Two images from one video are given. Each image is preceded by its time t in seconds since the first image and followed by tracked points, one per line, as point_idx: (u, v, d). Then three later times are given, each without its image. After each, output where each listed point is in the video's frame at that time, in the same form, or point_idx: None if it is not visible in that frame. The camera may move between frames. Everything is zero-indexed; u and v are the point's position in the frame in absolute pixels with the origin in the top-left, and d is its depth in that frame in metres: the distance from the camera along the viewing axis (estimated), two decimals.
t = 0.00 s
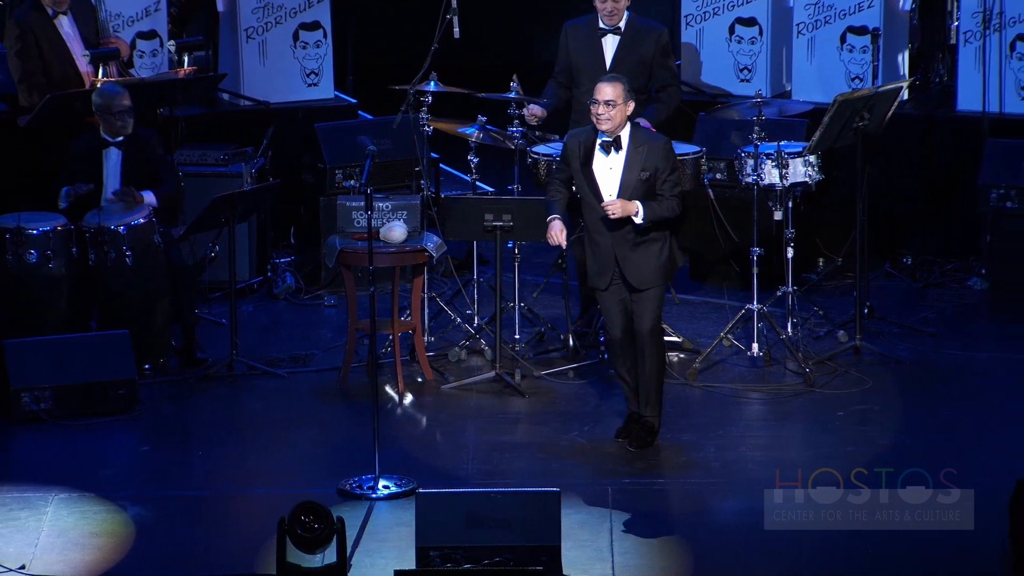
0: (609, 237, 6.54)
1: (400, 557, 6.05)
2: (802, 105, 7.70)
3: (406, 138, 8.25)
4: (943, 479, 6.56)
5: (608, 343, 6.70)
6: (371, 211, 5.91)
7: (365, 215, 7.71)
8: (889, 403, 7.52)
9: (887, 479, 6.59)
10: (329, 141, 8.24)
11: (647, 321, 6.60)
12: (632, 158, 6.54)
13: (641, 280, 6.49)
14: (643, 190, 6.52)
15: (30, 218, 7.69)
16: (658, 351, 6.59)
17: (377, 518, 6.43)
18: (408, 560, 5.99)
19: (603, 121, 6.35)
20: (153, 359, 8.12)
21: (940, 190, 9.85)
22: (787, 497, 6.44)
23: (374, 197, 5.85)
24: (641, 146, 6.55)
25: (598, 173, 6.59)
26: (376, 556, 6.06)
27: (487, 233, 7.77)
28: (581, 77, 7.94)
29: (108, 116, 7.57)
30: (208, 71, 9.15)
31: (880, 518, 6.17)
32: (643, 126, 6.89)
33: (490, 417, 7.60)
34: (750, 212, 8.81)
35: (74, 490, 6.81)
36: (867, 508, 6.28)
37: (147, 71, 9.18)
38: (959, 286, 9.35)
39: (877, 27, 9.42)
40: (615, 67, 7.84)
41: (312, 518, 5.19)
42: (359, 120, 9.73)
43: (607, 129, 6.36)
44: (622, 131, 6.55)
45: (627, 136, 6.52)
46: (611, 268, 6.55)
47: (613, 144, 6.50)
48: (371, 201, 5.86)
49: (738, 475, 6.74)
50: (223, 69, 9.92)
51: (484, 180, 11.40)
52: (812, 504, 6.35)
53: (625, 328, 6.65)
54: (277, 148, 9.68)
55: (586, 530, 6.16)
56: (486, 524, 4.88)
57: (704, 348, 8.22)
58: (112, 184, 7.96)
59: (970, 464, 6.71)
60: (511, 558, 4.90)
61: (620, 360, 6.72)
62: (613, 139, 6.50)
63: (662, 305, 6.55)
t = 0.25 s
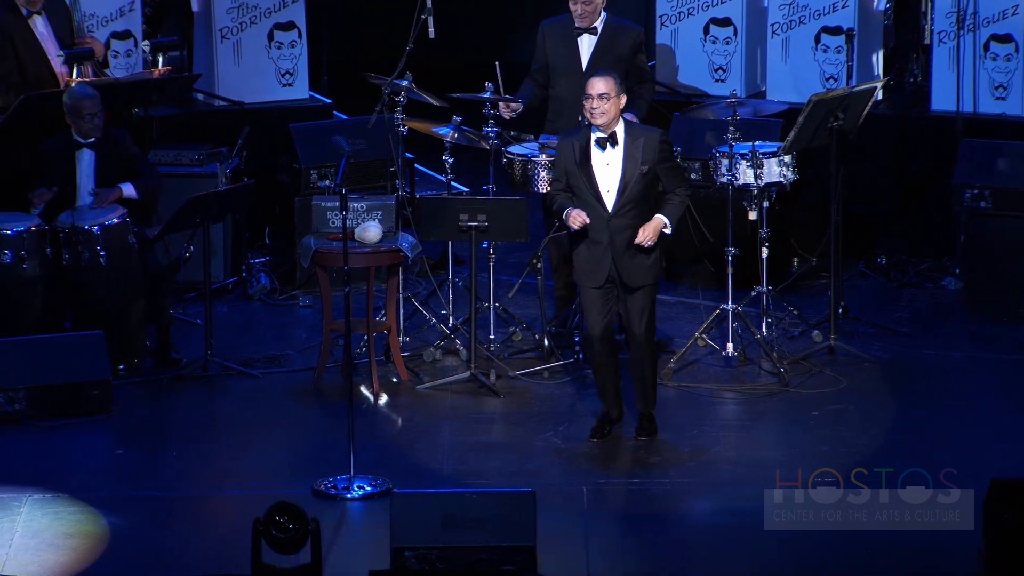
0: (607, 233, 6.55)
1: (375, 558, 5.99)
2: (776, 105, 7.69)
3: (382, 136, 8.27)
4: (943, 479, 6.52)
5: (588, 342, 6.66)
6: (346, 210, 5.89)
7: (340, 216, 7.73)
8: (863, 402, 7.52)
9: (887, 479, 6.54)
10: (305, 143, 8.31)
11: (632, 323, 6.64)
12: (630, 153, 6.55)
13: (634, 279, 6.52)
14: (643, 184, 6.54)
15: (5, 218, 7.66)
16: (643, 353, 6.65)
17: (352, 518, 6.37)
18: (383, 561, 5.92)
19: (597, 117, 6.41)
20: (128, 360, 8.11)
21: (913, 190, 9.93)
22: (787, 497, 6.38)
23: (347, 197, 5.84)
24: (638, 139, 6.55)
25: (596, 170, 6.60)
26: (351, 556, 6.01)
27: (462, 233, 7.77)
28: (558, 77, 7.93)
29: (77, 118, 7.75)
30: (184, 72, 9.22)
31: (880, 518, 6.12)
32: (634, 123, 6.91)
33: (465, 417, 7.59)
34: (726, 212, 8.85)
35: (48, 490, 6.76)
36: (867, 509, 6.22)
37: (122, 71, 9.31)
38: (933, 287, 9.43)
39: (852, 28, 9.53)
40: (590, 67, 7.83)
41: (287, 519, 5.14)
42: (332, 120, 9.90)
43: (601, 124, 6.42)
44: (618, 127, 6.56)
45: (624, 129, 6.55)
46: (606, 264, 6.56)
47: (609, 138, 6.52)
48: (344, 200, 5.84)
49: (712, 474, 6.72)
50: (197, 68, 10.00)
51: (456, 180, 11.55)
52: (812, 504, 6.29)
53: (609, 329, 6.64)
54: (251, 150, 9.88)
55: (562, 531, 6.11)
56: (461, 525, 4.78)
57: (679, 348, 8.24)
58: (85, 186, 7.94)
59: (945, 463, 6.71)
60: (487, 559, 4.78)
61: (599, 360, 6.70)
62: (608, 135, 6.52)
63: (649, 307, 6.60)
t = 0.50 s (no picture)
0: (602, 232, 6.49)
1: (352, 557, 5.93)
2: (752, 105, 7.69)
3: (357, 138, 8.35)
4: (943, 479, 6.50)
5: (577, 342, 6.54)
6: (323, 211, 5.85)
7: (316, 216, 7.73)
8: (838, 402, 7.53)
9: (887, 480, 6.50)
10: (281, 143, 8.34)
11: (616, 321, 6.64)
12: (622, 152, 6.55)
13: (626, 278, 6.51)
14: (637, 182, 6.55)
15: None
16: (626, 352, 6.66)
17: (329, 518, 6.32)
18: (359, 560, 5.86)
19: (588, 115, 6.39)
20: (104, 360, 8.08)
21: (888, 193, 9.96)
22: (787, 497, 6.32)
23: (324, 199, 5.79)
24: (629, 137, 6.56)
25: (589, 169, 6.56)
26: (328, 554, 5.96)
27: (438, 233, 7.72)
28: (535, 77, 7.92)
29: (50, 118, 7.77)
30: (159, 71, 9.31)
31: (880, 518, 6.10)
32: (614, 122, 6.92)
33: (441, 417, 7.58)
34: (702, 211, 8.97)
35: (24, 491, 6.70)
36: (868, 509, 6.19)
37: (97, 71, 9.40)
38: (909, 286, 9.53)
39: (826, 28, 9.64)
40: (567, 67, 7.83)
41: (263, 519, 5.12)
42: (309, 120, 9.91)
43: (592, 123, 6.40)
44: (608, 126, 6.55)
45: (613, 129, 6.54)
46: (601, 263, 6.50)
47: (602, 137, 6.50)
48: (321, 201, 5.80)
49: (689, 473, 6.70)
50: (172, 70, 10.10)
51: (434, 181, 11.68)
52: (812, 504, 6.25)
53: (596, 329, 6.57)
54: (226, 149, 9.84)
55: (540, 533, 6.07)
56: (438, 525, 4.83)
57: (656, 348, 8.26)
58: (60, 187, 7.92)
59: (932, 462, 6.70)
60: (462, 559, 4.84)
61: (585, 360, 6.56)
62: (600, 134, 6.51)
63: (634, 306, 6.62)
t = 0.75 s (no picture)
0: (569, 232, 6.45)
1: (323, 557, 5.70)
2: (725, 105, 7.68)
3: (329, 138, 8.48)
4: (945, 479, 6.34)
5: (550, 342, 6.56)
6: (294, 210, 5.80)
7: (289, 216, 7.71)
8: (810, 401, 7.51)
9: (887, 479, 6.36)
10: (255, 142, 8.60)
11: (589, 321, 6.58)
12: (593, 151, 6.51)
13: (595, 277, 6.45)
14: (606, 183, 6.51)
15: None
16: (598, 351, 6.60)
17: (302, 518, 6.14)
18: (331, 562, 5.63)
19: (561, 114, 6.37)
20: (76, 361, 8.04)
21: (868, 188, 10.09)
22: (786, 497, 6.18)
23: (295, 197, 5.73)
24: (599, 137, 6.53)
25: (559, 168, 6.52)
26: (299, 557, 5.71)
27: (411, 233, 7.62)
28: (507, 77, 7.94)
29: (22, 119, 7.80)
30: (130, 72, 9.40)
31: (880, 518, 5.94)
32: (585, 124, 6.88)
33: (413, 417, 7.48)
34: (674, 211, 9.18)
35: None
36: (869, 509, 6.02)
37: (69, 71, 9.53)
38: (881, 286, 9.65)
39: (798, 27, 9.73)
40: (537, 68, 7.85)
41: (237, 518, 5.05)
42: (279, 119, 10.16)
43: (564, 120, 6.37)
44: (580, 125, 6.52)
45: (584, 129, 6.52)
46: (569, 263, 6.45)
47: (573, 136, 6.47)
48: (293, 199, 5.73)
49: (667, 473, 6.56)
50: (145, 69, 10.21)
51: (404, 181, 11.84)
52: (811, 504, 6.11)
53: (569, 328, 6.54)
54: (199, 150, 10.01)
55: (514, 527, 5.91)
56: (408, 526, 4.77)
57: (628, 349, 8.32)
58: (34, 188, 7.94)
59: (933, 463, 6.56)
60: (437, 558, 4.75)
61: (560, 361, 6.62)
62: (571, 133, 6.48)
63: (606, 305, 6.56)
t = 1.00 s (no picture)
0: (536, 232, 6.47)
1: (310, 559, 5.69)
2: (711, 105, 7.68)
3: (315, 138, 8.55)
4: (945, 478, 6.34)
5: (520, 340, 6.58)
6: (281, 211, 5.81)
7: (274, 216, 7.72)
8: (795, 401, 7.51)
9: (887, 479, 6.38)
10: (240, 144, 8.76)
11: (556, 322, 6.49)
12: (561, 153, 6.52)
13: (560, 276, 6.43)
14: (573, 186, 6.52)
15: None
16: (565, 354, 6.48)
17: (289, 518, 6.13)
18: (318, 563, 5.61)
19: (531, 115, 6.38)
20: (62, 362, 8.05)
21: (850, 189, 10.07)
22: (787, 497, 6.19)
23: (282, 198, 5.74)
24: (569, 139, 6.54)
25: (528, 169, 6.55)
26: (287, 558, 5.70)
27: (396, 234, 7.59)
28: (492, 77, 7.94)
29: (9, 119, 7.81)
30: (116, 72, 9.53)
31: (880, 518, 5.94)
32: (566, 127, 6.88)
33: (399, 417, 7.47)
34: (659, 212, 9.24)
35: None
36: (870, 506, 6.05)
37: (55, 72, 9.55)
38: (866, 286, 9.68)
39: (784, 28, 9.81)
40: (522, 69, 7.86)
41: (222, 519, 5.01)
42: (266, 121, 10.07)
43: (536, 121, 6.39)
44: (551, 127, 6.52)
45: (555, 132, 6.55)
46: (535, 262, 6.46)
47: (542, 138, 6.48)
48: (279, 200, 5.75)
49: (653, 472, 6.58)
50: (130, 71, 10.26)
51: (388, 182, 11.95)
52: (812, 505, 6.12)
53: (537, 328, 6.55)
54: (185, 152, 9.87)
55: (499, 529, 5.87)
56: (395, 527, 4.74)
57: (614, 350, 8.39)
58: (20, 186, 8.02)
59: (933, 462, 6.56)
60: (426, 559, 4.73)
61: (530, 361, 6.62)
62: (542, 134, 6.48)
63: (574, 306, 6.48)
